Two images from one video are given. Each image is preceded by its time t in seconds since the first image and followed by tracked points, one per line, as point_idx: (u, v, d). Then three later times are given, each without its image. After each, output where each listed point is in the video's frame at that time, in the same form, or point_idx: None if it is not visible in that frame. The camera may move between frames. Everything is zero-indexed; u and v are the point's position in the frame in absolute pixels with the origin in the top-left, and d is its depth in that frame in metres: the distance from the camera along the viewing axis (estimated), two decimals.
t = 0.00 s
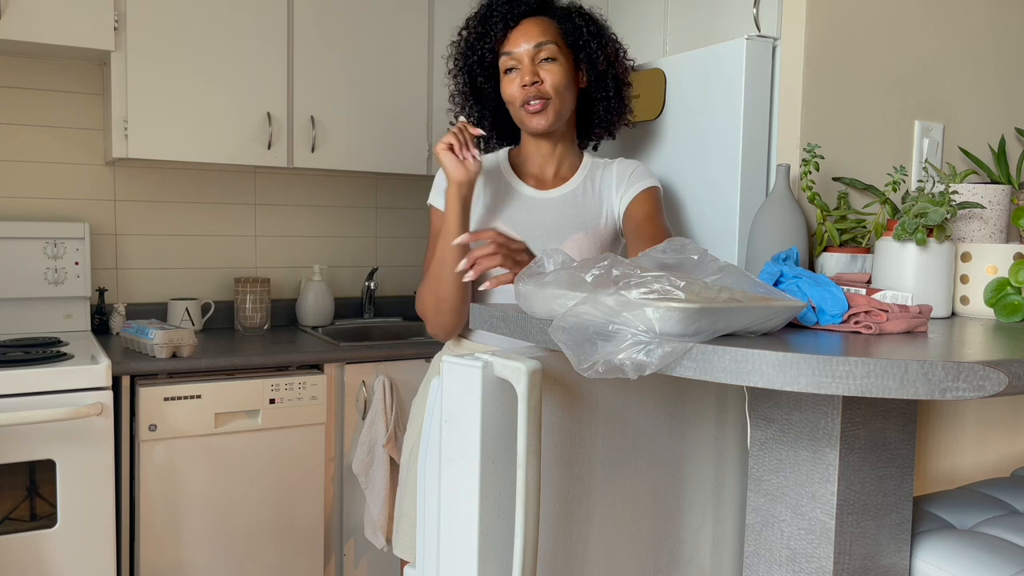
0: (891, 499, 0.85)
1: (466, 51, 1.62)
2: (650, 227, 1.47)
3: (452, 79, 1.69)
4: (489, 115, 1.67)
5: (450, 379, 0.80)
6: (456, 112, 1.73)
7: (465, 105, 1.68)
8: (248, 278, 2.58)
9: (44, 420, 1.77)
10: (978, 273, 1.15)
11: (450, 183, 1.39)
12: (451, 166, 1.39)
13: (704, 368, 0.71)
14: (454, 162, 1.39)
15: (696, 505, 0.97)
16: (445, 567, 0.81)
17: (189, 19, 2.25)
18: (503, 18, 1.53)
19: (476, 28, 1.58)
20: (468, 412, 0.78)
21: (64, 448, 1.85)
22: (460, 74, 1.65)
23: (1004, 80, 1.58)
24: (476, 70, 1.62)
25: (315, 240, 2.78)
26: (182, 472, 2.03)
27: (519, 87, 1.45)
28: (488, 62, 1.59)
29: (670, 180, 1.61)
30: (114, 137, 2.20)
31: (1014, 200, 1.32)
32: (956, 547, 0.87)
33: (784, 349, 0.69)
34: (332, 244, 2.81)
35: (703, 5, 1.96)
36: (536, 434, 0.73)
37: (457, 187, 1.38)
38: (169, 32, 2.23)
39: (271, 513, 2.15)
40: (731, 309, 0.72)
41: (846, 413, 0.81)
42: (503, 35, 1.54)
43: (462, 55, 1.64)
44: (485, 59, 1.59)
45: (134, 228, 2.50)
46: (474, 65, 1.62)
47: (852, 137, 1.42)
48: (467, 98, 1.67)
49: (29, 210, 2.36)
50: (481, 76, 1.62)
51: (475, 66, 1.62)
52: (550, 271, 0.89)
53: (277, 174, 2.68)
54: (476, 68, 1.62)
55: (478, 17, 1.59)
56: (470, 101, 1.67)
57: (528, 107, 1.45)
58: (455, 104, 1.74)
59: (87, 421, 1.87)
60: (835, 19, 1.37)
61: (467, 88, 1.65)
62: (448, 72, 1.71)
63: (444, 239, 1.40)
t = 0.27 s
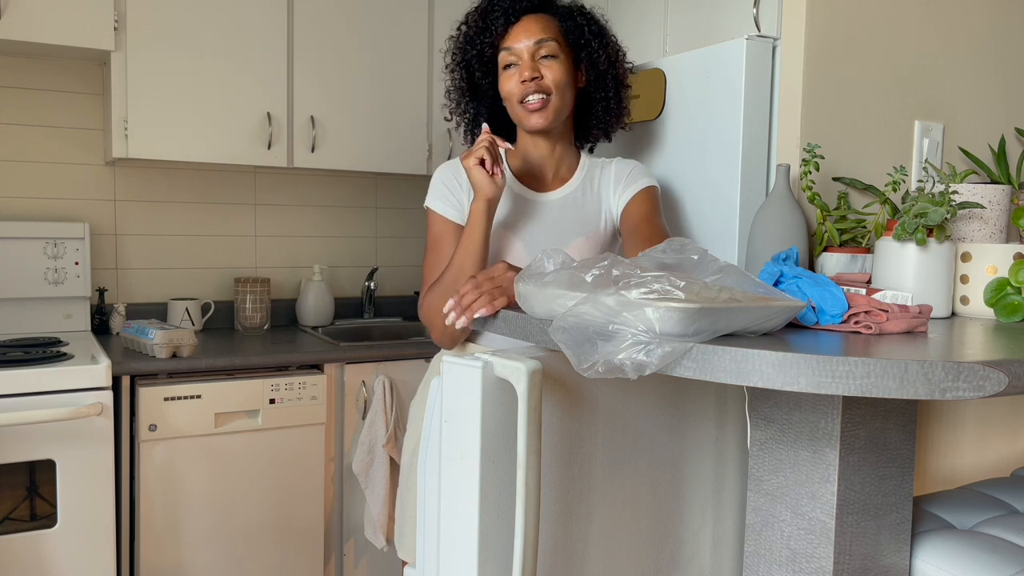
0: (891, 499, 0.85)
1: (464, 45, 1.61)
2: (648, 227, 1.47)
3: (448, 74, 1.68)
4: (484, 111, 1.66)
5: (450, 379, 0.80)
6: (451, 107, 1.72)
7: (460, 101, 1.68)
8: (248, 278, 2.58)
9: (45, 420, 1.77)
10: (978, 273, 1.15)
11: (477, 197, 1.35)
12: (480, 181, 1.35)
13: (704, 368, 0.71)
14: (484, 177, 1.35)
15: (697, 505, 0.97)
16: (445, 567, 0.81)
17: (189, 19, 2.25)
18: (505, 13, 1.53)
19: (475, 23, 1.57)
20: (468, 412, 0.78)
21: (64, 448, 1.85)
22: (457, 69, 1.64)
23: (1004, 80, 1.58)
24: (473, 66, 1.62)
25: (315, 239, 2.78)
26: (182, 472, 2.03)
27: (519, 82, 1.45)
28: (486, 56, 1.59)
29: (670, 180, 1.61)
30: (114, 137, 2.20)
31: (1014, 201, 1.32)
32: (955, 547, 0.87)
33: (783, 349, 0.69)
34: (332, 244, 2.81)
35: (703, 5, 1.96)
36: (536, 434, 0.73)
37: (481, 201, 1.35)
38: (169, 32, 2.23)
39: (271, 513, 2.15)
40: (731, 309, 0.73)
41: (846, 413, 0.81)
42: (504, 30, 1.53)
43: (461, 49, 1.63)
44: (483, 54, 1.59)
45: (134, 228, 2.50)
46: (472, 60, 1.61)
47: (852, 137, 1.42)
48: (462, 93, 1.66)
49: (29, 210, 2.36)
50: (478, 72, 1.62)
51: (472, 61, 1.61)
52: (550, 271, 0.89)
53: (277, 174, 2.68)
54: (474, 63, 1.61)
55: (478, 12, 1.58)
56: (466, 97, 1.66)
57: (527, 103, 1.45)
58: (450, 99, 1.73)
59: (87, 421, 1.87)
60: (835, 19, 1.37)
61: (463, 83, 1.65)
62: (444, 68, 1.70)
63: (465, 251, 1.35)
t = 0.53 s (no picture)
0: (891, 499, 0.85)
1: (463, 41, 1.61)
2: (646, 227, 1.47)
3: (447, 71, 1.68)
4: (480, 109, 1.66)
5: (450, 379, 0.80)
6: (447, 104, 1.72)
7: (457, 98, 1.67)
8: (248, 278, 2.58)
9: (45, 420, 1.77)
10: (978, 273, 1.15)
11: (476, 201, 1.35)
12: (477, 185, 1.35)
13: (704, 368, 0.71)
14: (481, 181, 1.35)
15: (697, 505, 0.97)
16: (444, 567, 0.81)
17: (189, 19, 2.25)
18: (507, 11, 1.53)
19: (475, 20, 1.57)
20: (468, 412, 0.78)
21: (64, 448, 1.85)
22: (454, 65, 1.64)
23: (1004, 79, 1.58)
24: (472, 62, 1.62)
25: (315, 239, 2.78)
26: (182, 472, 2.03)
27: (518, 82, 1.45)
28: (485, 53, 1.59)
29: (671, 180, 1.61)
30: (115, 137, 2.20)
31: (1014, 201, 1.32)
32: (955, 547, 0.87)
33: (783, 349, 0.69)
34: (332, 244, 2.81)
35: (703, 5, 1.96)
36: (536, 434, 0.73)
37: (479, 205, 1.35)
38: (169, 32, 2.23)
39: (271, 513, 2.15)
40: (731, 309, 0.72)
41: (846, 413, 0.81)
42: (503, 29, 1.54)
43: (459, 46, 1.63)
44: (482, 51, 1.59)
45: (134, 228, 2.50)
46: (470, 57, 1.61)
47: (852, 137, 1.42)
48: (459, 90, 1.66)
49: (29, 209, 2.36)
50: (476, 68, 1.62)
51: (471, 58, 1.61)
52: (550, 271, 0.89)
53: (277, 174, 2.68)
54: (473, 60, 1.61)
55: (478, 8, 1.58)
56: (463, 94, 1.66)
57: (526, 104, 1.45)
58: (446, 96, 1.72)
59: (87, 421, 1.87)
60: (835, 19, 1.37)
61: (460, 80, 1.64)
62: (442, 64, 1.70)
63: (462, 254, 1.35)
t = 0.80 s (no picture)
0: (891, 499, 0.85)
1: (457, 45, 1.61)
2: (645, 227, 1.47)
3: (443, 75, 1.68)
4: (477, 112, 1.65)
5: (450, 379, 0.80)
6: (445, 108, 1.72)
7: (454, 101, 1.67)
8: (248, 278, 2.58)
9: (45, 420, 1.77)
10: (978, 273, 1.15)
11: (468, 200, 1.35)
12: (472, 182, 1.35)
13: (704, 368, 0.71)
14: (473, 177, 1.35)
15: (697, 505, 0.97)
16: (444, 567, 0.81)
17: (189, 19, 2.25)
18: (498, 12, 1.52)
19: (468, 23, 1.58)
20: (468, 412, 0.78)
21: (64, 448, 1.85)
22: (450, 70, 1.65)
23: (1004, 79, 1.58)
24: (467, 66, 1.62)
25: (315, 239, 2.78)
26: (182, 472, 2.03)
27: (513, 84, 1.45)
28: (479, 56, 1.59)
29: (671, 180, 1.61)
30: (114, 137, 2.20)
31: (1014, 201, 1.32)
32: (955, 547, 0.87)
33: (783, 349, 0.69)
34: (332, 244, 2.81)
35: (703, 5, 1.96)
36: (536, 434, 0.73)
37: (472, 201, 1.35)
38: (169, 32, 2.23)
39: (271, 513, 2.15)
40: (731, 309, 0.73)
41: (846, 413, 0.81)
42: (496, 31, 1.53)
43: (454, 50, 1.63)
44: (477, 54, 1.59)
45: (134, 228, 2.50)
46: (465, 60, 1.61)
47: (852, 137, 1.42)
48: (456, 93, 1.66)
49: (29, 209, 2.36)
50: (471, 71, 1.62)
51: (466, 61, 1.61)
52: (550, 271, 0.89)
53: (277, 174, 2.68)
54: (468, 64, 1.61)
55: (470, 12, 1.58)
56: (460, 98, 1.66)
57: (522, 105, 1.45)
58: (444, 100, 1.72)
59: (87, 421, 1.87)
60: (835, 19, 1.37)
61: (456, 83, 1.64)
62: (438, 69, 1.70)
63: (454, 253, 1.35)
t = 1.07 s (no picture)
0: (891, 499, 0.85)
1: (446, 63, 1.61)
2: (646, 227, 1.46)
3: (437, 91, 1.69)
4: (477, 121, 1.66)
5: (450, 379, 0.80)
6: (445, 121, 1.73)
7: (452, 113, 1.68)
8: (248, 277, 2.58)
9: (44, 420, 1.77)
10: (978, 273, 1.15)
11: (450, 200, 1.26)
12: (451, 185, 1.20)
13: (704, 368, 0.71)
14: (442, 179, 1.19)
15: (697, 505, 0.97)
16: (444, 567, 0.81)
17: (189, 19, 2.25)
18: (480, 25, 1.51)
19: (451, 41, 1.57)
20: (468, 412, 0.78)
21: (64, 448, 1.85)
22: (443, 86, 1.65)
23: (1004, 79, 1.58)
24: (458, 80, 1.62)
25: (315, 239, 2.78)
26: (182, 471, 2.02)
27: (507, 95, 1.43)
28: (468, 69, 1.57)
29: (671, 180, 1.61)
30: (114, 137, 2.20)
31: (1014, 201, 1.32)
32: (955, 547, 0.87)
33: (783, 349, 0.69)
34: (332, 244, 2.81)
35: (703, 4, 1.96)
36: (536, 435, 0.73)
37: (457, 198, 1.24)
38: (170, 32, 2.23)
39: (271, 513, 2.15)
40: (731, 309, 0.73)
41: (846, 413, 0.81)
42: (481, 46, 1.51)
43: (444, 68, 1.63)
44: (466, 69, 1.57)
45: (134, 228, 2.50)
46: (456, 76, 1.61)
47: (852, 137, 1.42)
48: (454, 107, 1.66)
49: (29, 209, 2.36)
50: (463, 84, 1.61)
51: (457, 77, 1.61)
52: (550, 271, 0.89)
53: (277, 174, 2.68)
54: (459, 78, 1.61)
55: (452, 30, 1.57)
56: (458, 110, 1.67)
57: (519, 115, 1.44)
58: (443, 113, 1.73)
59: (87, 421, 1.87)
60: (835, 19, 1.37)
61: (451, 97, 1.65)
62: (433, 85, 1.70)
63: (447, 255, 1.31)
